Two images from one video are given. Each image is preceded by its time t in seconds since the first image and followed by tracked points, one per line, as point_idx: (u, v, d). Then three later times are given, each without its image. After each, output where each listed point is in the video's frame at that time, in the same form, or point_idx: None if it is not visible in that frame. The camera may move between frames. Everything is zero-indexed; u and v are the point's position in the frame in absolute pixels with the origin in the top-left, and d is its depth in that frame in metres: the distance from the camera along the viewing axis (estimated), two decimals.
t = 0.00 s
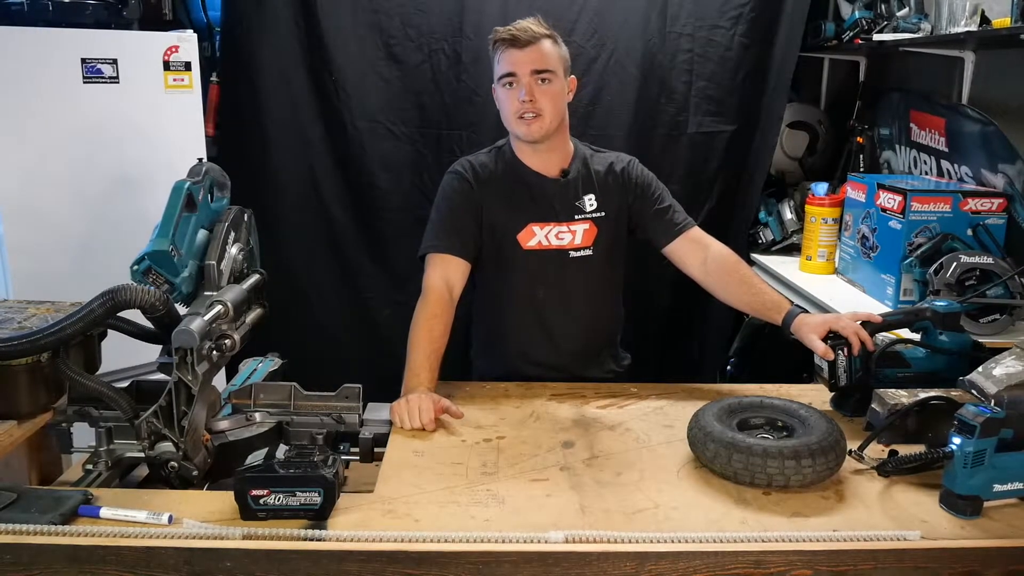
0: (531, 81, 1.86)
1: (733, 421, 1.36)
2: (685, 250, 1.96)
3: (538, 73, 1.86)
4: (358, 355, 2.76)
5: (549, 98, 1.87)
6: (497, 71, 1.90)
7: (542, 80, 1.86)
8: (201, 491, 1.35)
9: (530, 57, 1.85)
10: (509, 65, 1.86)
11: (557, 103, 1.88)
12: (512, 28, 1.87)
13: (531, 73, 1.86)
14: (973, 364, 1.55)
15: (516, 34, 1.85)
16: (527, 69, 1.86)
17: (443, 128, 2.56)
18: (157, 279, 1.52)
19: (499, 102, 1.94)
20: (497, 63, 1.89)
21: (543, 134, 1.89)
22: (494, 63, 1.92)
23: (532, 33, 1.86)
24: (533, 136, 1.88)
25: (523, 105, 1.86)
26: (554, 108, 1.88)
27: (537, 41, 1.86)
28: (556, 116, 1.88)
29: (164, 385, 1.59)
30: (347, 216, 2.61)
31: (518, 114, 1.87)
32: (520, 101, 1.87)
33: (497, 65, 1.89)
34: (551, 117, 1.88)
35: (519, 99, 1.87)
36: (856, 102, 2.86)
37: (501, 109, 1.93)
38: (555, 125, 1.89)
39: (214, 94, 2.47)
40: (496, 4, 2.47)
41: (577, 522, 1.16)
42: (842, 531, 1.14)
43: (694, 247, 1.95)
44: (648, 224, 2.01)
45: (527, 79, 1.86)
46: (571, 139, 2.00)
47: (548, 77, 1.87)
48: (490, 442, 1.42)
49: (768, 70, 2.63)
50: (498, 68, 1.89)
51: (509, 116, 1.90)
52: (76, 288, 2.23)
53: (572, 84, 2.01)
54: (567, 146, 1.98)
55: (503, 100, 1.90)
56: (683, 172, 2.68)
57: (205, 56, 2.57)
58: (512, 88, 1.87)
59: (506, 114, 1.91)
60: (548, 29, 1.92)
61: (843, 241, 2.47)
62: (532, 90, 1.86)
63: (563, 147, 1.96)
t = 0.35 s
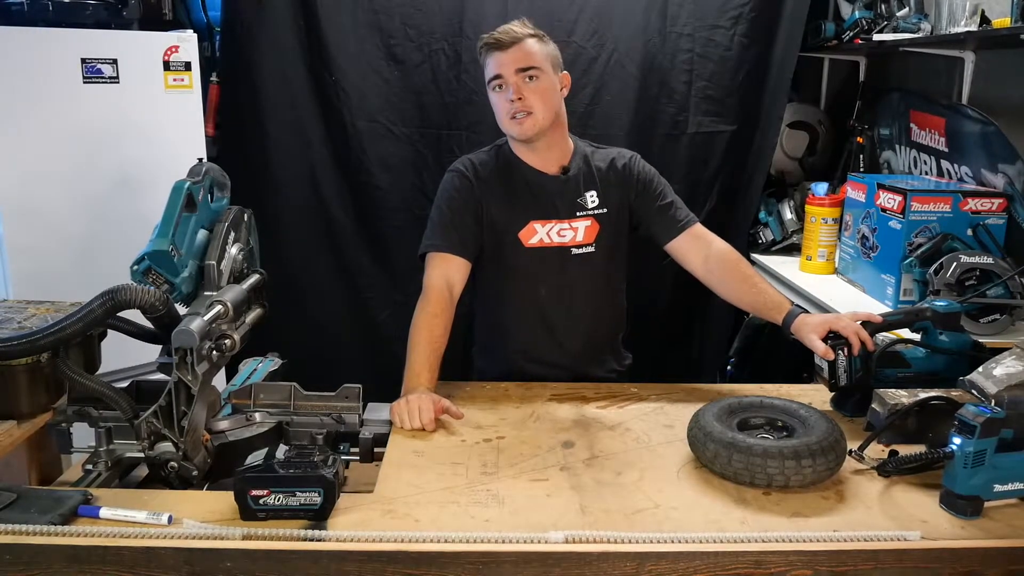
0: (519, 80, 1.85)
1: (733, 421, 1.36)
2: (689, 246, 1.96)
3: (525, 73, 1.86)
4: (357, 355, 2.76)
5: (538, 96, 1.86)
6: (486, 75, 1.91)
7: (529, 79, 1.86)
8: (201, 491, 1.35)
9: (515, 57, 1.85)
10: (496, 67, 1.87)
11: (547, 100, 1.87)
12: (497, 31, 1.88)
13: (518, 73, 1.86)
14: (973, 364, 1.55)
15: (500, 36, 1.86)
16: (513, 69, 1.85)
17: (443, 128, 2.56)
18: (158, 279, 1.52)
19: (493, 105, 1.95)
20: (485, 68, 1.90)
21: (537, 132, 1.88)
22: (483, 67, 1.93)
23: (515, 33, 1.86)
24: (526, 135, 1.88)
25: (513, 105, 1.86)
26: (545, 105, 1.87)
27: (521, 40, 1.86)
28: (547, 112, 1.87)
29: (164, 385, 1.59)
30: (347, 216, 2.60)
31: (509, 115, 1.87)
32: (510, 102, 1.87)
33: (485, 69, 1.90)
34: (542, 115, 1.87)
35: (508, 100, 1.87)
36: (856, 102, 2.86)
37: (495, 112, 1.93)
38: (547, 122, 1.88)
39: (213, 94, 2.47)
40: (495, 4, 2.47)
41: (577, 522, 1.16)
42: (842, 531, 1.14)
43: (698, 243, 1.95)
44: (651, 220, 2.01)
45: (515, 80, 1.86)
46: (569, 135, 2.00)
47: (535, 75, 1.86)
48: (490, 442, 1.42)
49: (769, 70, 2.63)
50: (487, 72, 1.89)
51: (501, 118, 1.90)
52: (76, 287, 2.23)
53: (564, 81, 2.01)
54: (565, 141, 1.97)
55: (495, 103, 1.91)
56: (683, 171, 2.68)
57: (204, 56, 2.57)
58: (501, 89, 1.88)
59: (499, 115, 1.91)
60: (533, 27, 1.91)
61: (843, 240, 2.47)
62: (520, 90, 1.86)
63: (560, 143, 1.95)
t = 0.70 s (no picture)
0: (502, 84, 1.83)
1: (733, 421, 1.36)
2: (691, 233, 1.96)
3: (508, 76, 1.83)
4: (357, 355, 2.76)
5: (522, 98, 1.84)
6: (469, 79, 1.88)
7: (513, 82, 1.83)
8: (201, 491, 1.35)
9: (497, 62, 1.82)
10: (478, 72, 1.84)
11: (532, 102, 1.85)
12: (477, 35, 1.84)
13: (501, 77, 1.83)
14: (973, 364, 1.55)
15: (480, 41, 1.82)
16: (495, 74, 1.83)
17: (442, 128, 2.56)
18: (158, 279, 1.52)
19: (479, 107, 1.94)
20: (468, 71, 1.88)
21: (524, 133, 1.87)
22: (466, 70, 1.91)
23: (496, 36, 1.82)
24: (512, 139, 1.87)
25: (497, 109, 1.84)
26: (530, 107, 1.85)
27: (502, 44, 1.82)
28: (533, 114, 1.86)
29: (165, 385, 1.59)
30: (347, 216, 2.61)
31: (495, 120, 1.86)
32: (495, 106, 1.85)
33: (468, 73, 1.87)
34: (528, 116, 1.85)
35: (493, 104, 1.85)
36: (856, 102, 2.86)
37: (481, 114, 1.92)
38: (534, 123, 1.86)
39: (213, 93, 2.47)
40: (495, 4, 2.47)
41: (576, 522, 1.16)
42: (842, 531, 1.13)
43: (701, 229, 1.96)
44: (650, 209, 2.00)
45: (498, 84, 1.83)
46: (556, 129, 1.99)
47: (518, 78, 1.83)
48: (490, 442, 1.42)
49: (769, 69, 2.63)
50: (470, 76, 1.87)
51: (487, 121, 1.88)
52: (76, 287, 2.23)
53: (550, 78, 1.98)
54: (553, 137, 1.96)
55: (479, 107, 1.89)
56: (683, 171, 2.69)
57: (204, 56, 2.57)
58: (485, 94, 1.85)
59: (485, 119, 1.89)
60: (513, 27, 1.88)
61: (843, 240, 2.47)
62: (504, 94, 1.83)
63: (547, 140, 1.94)
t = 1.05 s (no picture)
0: (496, 87, 1.82)
1: (733, 421, 1.36)
2: (678, 239, 2.00)
3: (502, 79, 1.82)
4: (357, 355, 2.76)
5: (516, 100, 1.84)
6: (462, 81, 1.87)
7: (506, 84, 1.83)
8: (201, 491, 1.35)
9: (490, 64, 1.81)
10: (472, 75, 1.83)
11: (526, 104, 1.85)
12: (470, 37, 1.83)
13: (494, 80, 1.82)
14: (973, 364, 1.55)
15: (474, 43, 1.81)
16: (489, 77, 1.82)
17: (443, 128, 2.56)
18: (158, 279, 1.52)
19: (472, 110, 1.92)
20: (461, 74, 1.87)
21: (518, 135, 1.86)
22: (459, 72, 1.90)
23: (489, 40, 1.82)
24: (507, 140, 1.86)
25: (491, 112, 1.83)
26: (524, 109, 1.84)
27: (496, 46, 1.82)
28: (527, 115, 1.85)
29: (165, 385, 1.59)
30: (347, 216, 2.61)
31: (489, 122, 1.85)
32: (489, 109, 1.84)
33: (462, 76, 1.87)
34: (521, 118, 1.85)
35: (487, 107, 1.84)
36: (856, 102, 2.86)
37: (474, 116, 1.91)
38: (527, 125, 1.86)
39: (213, 93, 2.47)
40: (496, 4, 2.47)
41: (577, 522, 1.16)
42: (842, 531, 1.14)
43: (688, 235, 2.00)
44: (643, 211, 2.01)
45: (492, 87, 1.82)
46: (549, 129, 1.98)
47: (512, 80, 1.83)
48: (490, 442, 1.42)
49: (769, 69, 2.63)
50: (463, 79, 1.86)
51: (481, 125, 1.88)
52: (76, 287, 2.23)
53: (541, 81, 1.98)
54: (547, 138, 1.95)
55: (473, 109, 1.88)
56: (683, 171, 2.69)
57: (205, 56, 2.57)
58: (479, 96, 1.85)
59: (479, 122, 1.89)
60: (505, 29, 1.87)
61: (843, 240, 2.47)
62: (498, 96, 1.83)
63: (541, 141, 1.94)
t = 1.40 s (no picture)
0: (517, 80, 1.81)
1: (732, 421, 1.36)
2: (650, 277, 1.98)
3: (524, 73, 1.81)
4: (357, 355, 2.76)
5: (535, 97, 1.82)
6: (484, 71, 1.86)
7: (528, 79, 1.81)
8: (201, 491, 1.35)
9: (516, 57, 1.80)
10: (495, 65, 1.82)
11: (545, 102, 1.83)
12: (499, 27, 1.82)
13: (517, 73, 1.81)
14: (973, 364, 1.55)
15: (501, 33, 1.80)
16: (513, 68, 1.81)
17: (443, 128, 2.56)
18: (158, 279, 1.52)
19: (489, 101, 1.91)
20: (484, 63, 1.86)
21: (532, 133, 1.85)
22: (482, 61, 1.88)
23: (517, 31, 1.81)
24: (521, 136, 1.84)
25: (510, 105, 1.82)
26: (542, 107, 1.83)
27: (523, 40, 1.81)
28: (544, 114, 1.84)
29: (164, 385, 1.59)
30: (347, 216, 2.61)
31: (506, 114, 1.83)
32: (507, 101, 1.82)
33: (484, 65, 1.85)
34: (538, 117, 1.83)
35: (505, 99, 1.83)
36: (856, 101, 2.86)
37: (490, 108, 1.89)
38: (543, 124, 1.84)
39: (213, 93, 2.47)
40: (496, 3, 2.47)
41: (577, 522, 1.16)
42: (842, 531, 1.13)
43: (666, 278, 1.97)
44: (637, 239, 1.97)
45: (513, 79, 1.81)
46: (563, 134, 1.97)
47: (534, 76, 1.82)
48: (490, 442, 1.42)
49: (769, 69, 2.63)
50: (485, 68, 1.85)
51: (496, 116, 1.86)
52: (75, 288, 2.23)
53: (561, 83, 1.96)
54: (559, 142, 1.94)
55: (491, 100, 1.86)
56: (683, 171, 2.69)
57: (204, 56, 2.57)
58: (498, 87, 1.83)
59: (494, 114, 1.87)
60: (533, 26, 1.87)
61: (843, 240, 2.47)
62: (518, 90, 1.81)
63: (554, 144, 1.92)
